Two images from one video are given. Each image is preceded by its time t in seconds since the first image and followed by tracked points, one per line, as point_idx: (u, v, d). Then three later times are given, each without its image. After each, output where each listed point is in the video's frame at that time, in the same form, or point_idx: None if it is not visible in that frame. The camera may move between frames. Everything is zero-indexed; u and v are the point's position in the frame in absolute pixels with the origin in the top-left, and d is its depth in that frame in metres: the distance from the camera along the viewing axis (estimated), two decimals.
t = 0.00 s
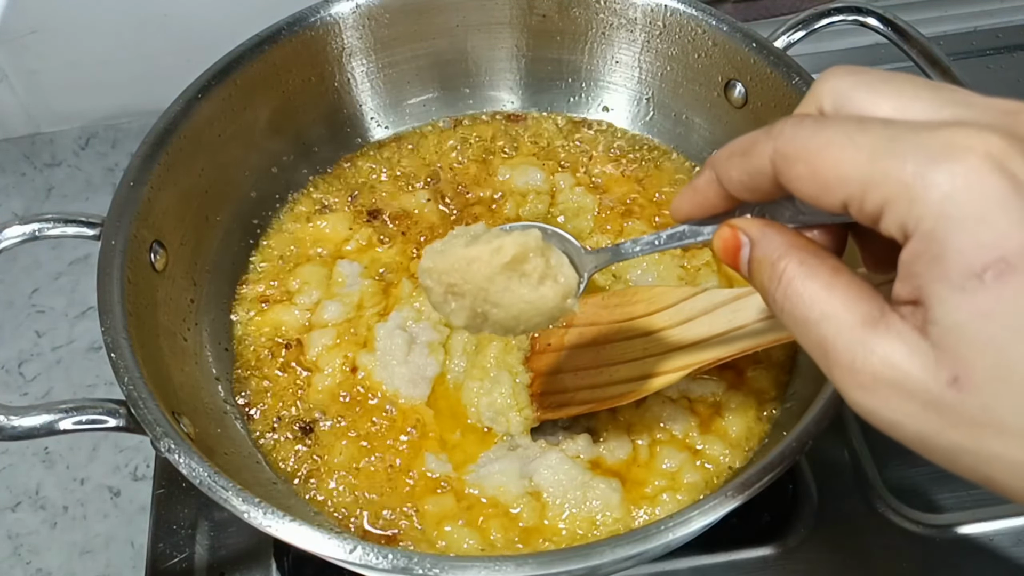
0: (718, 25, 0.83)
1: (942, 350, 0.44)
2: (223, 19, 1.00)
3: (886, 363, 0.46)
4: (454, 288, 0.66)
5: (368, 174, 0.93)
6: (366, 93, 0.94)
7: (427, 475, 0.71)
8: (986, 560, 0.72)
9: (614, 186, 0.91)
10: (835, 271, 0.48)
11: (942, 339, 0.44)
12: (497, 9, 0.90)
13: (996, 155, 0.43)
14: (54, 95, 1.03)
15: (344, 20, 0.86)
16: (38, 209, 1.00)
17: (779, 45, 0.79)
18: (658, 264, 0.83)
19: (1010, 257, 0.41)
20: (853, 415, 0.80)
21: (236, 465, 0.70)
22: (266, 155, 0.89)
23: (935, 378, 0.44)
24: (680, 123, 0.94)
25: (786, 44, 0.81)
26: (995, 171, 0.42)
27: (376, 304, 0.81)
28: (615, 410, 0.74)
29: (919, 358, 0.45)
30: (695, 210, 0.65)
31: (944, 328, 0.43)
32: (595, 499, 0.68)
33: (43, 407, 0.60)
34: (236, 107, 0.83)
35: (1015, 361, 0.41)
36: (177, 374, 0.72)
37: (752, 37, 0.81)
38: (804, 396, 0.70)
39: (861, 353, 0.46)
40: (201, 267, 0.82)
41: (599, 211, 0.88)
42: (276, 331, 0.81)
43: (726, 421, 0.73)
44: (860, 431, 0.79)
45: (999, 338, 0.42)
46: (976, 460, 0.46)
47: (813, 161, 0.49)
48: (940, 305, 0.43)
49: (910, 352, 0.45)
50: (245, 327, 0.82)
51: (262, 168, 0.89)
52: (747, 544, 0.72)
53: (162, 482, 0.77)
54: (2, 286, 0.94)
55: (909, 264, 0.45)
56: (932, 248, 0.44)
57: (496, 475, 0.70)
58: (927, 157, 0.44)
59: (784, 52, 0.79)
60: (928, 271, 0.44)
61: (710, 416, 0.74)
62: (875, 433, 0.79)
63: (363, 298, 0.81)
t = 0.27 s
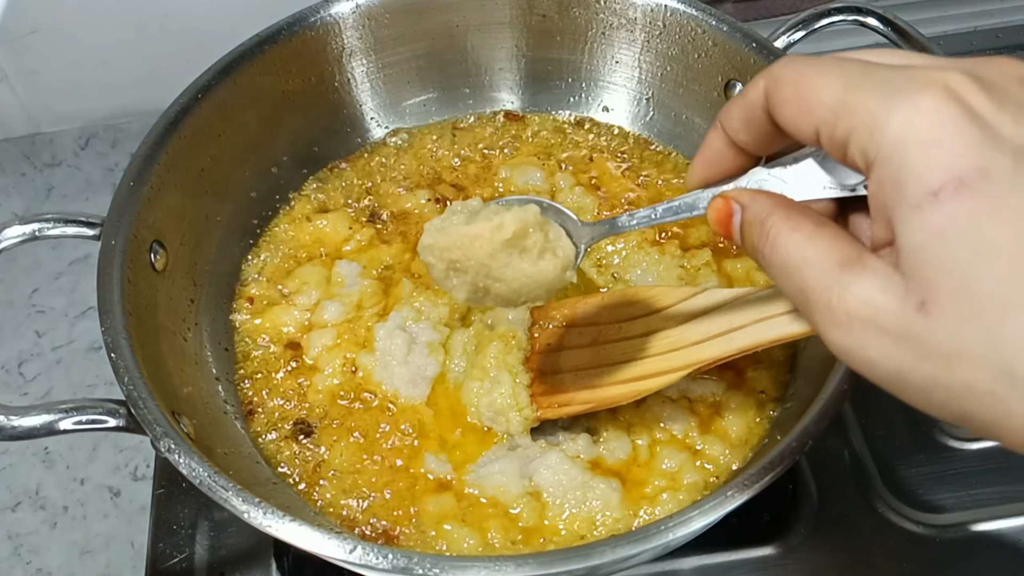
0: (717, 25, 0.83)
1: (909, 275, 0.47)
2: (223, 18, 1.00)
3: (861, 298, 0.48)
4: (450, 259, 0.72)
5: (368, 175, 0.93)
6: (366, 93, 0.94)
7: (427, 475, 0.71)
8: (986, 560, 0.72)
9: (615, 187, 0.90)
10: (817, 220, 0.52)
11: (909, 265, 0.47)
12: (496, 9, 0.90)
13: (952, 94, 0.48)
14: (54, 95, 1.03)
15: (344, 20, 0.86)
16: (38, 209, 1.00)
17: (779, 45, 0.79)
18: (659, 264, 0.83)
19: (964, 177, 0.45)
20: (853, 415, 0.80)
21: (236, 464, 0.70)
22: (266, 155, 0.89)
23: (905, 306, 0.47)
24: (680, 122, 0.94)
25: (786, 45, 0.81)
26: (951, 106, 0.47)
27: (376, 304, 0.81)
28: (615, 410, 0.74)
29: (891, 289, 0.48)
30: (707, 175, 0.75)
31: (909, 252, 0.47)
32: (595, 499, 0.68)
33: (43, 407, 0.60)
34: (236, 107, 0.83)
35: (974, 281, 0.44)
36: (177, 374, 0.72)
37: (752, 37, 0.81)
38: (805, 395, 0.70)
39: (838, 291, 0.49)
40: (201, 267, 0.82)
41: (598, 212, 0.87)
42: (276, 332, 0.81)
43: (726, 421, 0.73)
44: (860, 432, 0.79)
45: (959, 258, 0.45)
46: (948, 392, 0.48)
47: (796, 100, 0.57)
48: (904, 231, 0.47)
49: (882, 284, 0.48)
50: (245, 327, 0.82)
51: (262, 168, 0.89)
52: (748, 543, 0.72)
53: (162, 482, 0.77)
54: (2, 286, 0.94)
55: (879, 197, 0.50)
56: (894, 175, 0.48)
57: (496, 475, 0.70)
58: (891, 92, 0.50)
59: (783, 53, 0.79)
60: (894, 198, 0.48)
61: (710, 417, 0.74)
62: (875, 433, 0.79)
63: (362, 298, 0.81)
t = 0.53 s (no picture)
0: (717, 25, 0.83)
1: (892, 241, 0.47)
2: (223, 19, 1.00)
3: (842, 261, 0.48)
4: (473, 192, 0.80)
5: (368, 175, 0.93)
6: (366, 94, 0.94)
7: (426, 475, 0.71)
8: (987, 560, 0.72)
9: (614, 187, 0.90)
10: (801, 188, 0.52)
11: (892, 232, 0.47)
12: (496, 8, 0.90)
13: (947, 65, 0.48)
14: (55, 95, 1.03)
15: (344, 21, 0.87)
16: (38, 209, 1.00)
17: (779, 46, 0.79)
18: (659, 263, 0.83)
19: (953, 150, 0.45)
20: (853, 415, 0.80)
21: (236, 464, 0.70)
22: (267, 155, 0.89)
23: (885, 271, 0.47)
24: (679, 122, 0.94)
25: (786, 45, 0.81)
26: (945, 75, 0.47)
27: (376, 305, 0.81)
28: (615, 410, 0.74)
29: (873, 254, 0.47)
30: (704, 139, 0.75)
31: (896, 219, 0.46)
32: (595, 499, 0.69)
33: (43, 407, 0.60)
34: (236, 108, 0.83)
35: (956, 251, 0.44)
36: (177, 374, 0.72)
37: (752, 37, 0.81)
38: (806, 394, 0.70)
39: (819, 254, 0.49)
40: (201, 267, 0.82)
41: (597, 212, 0.88)
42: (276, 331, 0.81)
43: (726, 421, 0.73)
44: (860, 432, 0.79)
45: (942, 226, 0.45)
46: (918, 361, 0.48)
47: (795, 61, 0.57)
48: (890, 196, 0.47)
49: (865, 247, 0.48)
50: (246, 327, 0.82)
51: (262, 169, 0.89)
52: (748, 543, 0.72)
53: (162, 482, 0.77)
54: (2, 286, 0.94)
55: (870, 162, 0.49)
56: (887, 138, 0.48)
57: (496, 475, 0.70)
58: (886, 57, 0.50)
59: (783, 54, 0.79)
60: (883, 161, 0.48)
61: (710, 416, 0.74)
62: (876, 433, 0.79)
63: (362, 299, 0.81)
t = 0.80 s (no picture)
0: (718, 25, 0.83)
1: (814, 285, 0.50)
2: (224, 19, 1.00)
3: (772, 295, 0.51)
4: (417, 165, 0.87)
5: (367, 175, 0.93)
6: (366, 94, 0.94)
7: (427, 475, 0.71)
8: (986, 560, 0.72)
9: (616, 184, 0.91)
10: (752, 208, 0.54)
11: (815, 275, 0.50)
12: (496, 8, 0.90)
13: (883, 113, 0.48)
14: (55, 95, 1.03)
15: (344, 20, 0.87)
16: (38, 209, 1.00)
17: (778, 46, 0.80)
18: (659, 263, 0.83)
19: (877, 212, 0.47)
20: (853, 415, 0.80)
21: (235, 464, 0.70)
22: (266, 155, 0.89)
23: (807, 310, 0.50)
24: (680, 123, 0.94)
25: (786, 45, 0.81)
26: (876, 127, 0.48)
27: (376, 304, 0.81)
28: (615, 410, 0.74)
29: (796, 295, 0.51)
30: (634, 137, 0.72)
31: (821, 268, 0.49)
32: (595, 499, 0.69)
33: (43, 407, 0.60)
34: (236, 108, 0.83)
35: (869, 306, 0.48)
36: (177, 374, 0.73)
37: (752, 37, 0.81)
38: (806, 395, 0.69)
39: (750, 278, 0.52)
40: (201, 267, 0.82)
41: (597, 213, 0.88)
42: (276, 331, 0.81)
43: (726, 421, 0.73)
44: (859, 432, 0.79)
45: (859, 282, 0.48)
46: (830, 386, 0.53)
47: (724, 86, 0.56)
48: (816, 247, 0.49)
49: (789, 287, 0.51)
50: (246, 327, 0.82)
51: (262, 168, 0.89)
52: (748, 544, 0.72)
53: (162, 481, 0.77)
54: (3, 286, 0.94)
55: (800, 210, 0.51)
56: (820, 192, 0.49)
57: (496, 475, 0.70)
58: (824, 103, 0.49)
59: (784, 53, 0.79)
60: (813, 214, 0.49)
61: (710, 417, 0.74)
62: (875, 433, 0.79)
63: (361, 299, 0.81)
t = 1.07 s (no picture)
0: (718, 25, 0.83)
1: (844, 306, 0.49)
2: (224, 19, 1.00)
3: (799, 317, 0.51)
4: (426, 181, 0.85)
5: (367, 175, 0.93)
6: (366, 94, 0.94)
7: (427, 475, 0.71)
8: (986, 560, 0.72)
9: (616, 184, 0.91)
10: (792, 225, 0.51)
11: (844, 295, 0.49)
12: (496, 8, 0.90)
13: (897, 123, 0.48)
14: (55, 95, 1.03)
15: (344, 20, 0.86)
16: (38, 209, 1.00)
17: (779, 46, 0.80)
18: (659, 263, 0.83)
19: (898, 224, 0.46)
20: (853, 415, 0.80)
21: (235, 465, 0.70)
22: (266, 154, 0.89)
23: (838, 331, 0.50)
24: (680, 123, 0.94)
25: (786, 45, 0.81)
26: (891, 142, 0.47)
27: (375, 304, 0.81)
28: (615, 410, 0.74)
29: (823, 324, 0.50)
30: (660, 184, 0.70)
31: (846, 287, 0.48)
32: (595, 499, 0.69)
33: (43, 407, 0.60)
34: (236, 108, 0.83)
35: (901, 323, 0.47)
36: (177, 375, 0.73)
37: (751, 37, 0.81)
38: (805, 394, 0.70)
39: (779, 302, 0.52)
40: (201, 267, 0.82)
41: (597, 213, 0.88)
42: (275, 330, 0.81)
43: (726, 421, 0.73)
44: (860, 432, 0.79)
45: (887, 298, 0.47)
46: (875, 408, 0.51)
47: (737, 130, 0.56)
48: (843, 265, 0.48)
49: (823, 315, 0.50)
50: (245, 326, 0.82)
51: (262, 169, 0.89)
52: (748, 544, 0.72)
53: (162, 482, 0.77)
54: (3, 286, 0.94)
55: (824, 231, 0.50)
56: (840, 210, 0.48)
57: (496, 475, 0.70)
58: (833, 117, 0.50)
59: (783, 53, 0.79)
60: (835, 232, 0.49)
61: (710, 416, 0.74)
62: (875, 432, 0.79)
63: (359, 298, 0.81)
